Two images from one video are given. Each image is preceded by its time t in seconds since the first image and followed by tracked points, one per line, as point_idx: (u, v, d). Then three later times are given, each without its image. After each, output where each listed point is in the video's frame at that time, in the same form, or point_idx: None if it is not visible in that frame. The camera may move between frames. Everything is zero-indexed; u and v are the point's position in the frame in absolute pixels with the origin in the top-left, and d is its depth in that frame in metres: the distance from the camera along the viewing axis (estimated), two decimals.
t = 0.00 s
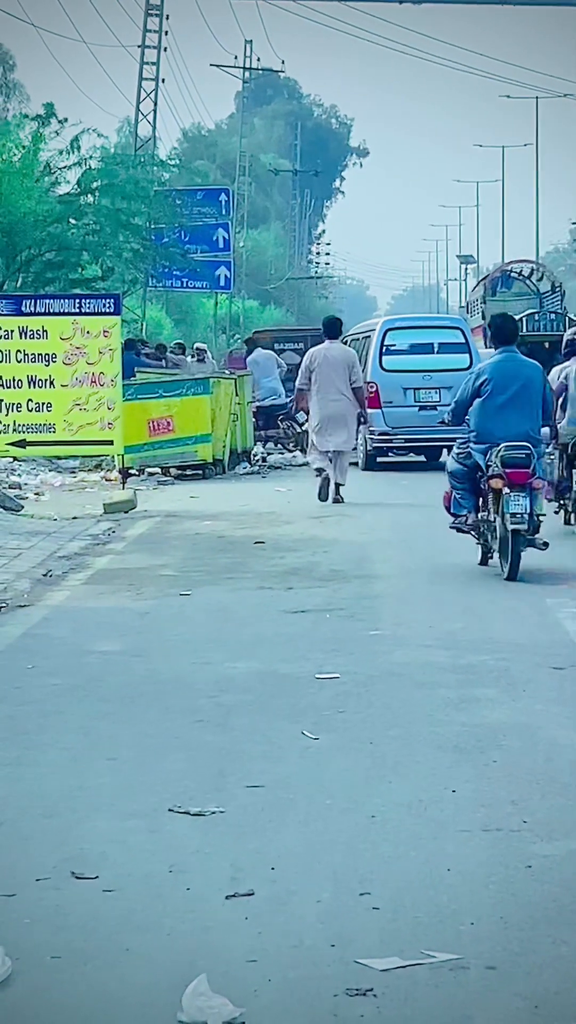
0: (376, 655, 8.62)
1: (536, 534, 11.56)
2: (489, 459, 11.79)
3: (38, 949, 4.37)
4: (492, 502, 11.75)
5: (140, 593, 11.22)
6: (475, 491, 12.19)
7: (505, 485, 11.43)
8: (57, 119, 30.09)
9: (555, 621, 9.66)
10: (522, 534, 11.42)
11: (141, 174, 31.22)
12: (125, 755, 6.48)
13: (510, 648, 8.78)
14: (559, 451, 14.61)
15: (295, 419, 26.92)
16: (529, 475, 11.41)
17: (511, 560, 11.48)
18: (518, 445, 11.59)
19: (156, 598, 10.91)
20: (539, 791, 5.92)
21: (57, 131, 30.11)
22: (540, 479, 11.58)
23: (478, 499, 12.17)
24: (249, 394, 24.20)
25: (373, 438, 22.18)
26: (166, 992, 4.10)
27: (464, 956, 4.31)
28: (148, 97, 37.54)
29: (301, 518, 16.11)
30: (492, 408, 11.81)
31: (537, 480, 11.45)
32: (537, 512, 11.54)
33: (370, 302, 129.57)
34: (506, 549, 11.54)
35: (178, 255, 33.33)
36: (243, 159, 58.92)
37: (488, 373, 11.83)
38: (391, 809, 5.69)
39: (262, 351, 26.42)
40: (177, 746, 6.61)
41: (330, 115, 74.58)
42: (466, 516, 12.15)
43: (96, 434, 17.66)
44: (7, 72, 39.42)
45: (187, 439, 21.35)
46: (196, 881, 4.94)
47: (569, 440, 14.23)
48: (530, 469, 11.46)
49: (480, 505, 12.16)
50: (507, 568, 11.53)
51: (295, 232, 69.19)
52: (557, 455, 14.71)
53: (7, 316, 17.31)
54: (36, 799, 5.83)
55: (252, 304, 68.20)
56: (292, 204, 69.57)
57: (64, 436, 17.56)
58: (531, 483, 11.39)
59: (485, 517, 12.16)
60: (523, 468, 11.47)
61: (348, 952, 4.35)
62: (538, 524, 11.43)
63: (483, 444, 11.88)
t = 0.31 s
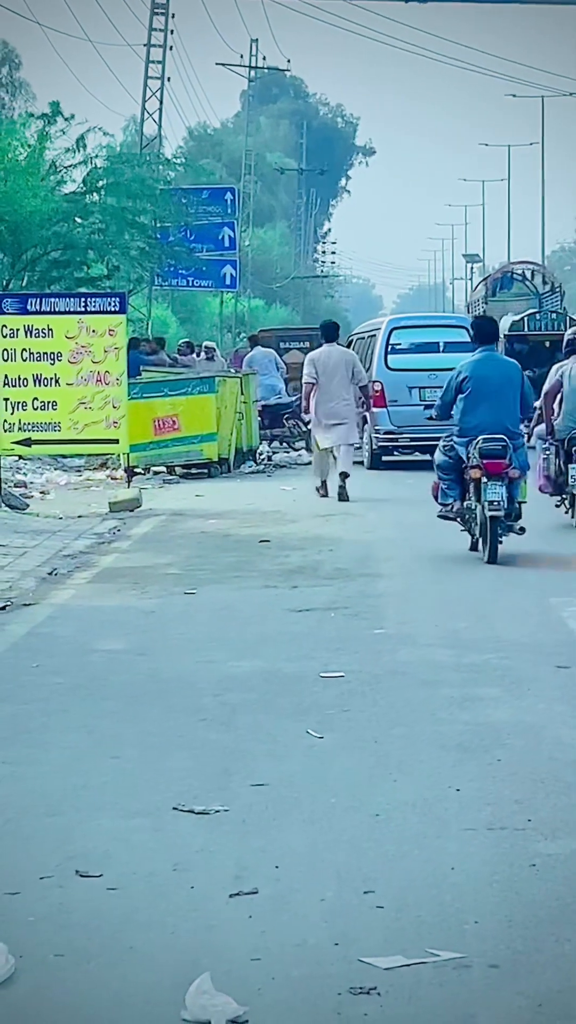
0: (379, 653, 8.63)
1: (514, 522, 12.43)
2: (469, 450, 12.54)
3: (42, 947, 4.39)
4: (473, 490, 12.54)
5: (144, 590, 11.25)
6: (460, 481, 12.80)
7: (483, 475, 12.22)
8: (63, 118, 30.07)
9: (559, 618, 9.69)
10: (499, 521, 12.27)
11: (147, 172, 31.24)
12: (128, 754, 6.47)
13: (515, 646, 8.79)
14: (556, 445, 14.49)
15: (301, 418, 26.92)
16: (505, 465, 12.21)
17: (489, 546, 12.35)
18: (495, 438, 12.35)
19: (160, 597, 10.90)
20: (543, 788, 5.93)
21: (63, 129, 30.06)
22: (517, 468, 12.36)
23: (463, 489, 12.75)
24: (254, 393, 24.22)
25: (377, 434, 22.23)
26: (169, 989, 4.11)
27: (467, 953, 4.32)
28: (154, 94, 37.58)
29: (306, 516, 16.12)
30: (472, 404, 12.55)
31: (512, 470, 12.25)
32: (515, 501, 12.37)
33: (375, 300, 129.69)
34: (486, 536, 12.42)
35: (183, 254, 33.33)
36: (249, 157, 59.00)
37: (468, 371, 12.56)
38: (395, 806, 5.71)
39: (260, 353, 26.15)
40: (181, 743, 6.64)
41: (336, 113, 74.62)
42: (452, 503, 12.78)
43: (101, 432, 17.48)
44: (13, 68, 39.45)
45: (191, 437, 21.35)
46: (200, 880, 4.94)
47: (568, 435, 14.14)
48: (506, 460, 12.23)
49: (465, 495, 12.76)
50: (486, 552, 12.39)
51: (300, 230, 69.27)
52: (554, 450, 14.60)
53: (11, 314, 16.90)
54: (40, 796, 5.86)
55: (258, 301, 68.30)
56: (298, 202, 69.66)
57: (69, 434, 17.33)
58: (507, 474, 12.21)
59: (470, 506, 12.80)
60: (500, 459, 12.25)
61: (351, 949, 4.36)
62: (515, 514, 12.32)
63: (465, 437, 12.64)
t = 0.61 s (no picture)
0: (385, 651, 8.63)
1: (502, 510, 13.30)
2: (458, 441, 13.37)
3: (47, 944, 4.38)
4: (462, 480, 13.37)
5: (150, 588, 11.26)
6: (451, 469, 13.68)
7: (471, 465, 13.05)
8: (69, 115, 30.08)
9: (565, 616, 9.69)
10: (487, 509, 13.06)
11: (153, 170, 31.26)
12: (135, 753, 6.46)
13: (521, 644, 8.78)
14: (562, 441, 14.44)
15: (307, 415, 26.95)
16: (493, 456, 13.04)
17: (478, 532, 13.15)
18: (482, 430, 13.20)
19: (166, 594, 10.90)
20: (549, 786, 5.93)
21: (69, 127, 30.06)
22: (504, 458, 13.24)
23: (454, 478, 13.63)
24: (260, 391, 24.22)
25: (383, 432, 22.39)
26: (175, 986, 4.10)
27: (473, 950, 4.32)
28: (159, 92, 37.57)
29: (313, 513, 16.14)
30: (461, 398, 13.42)
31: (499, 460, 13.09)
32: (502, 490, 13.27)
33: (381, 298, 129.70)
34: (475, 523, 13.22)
35: (189, 252, 33.33)
36: (254, 155, 59.01)
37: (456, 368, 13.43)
38: (400, 803, 5.71)
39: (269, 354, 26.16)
40: (188, 740, 6.65)
41: (342, 111, 74.62)
42: (444, 490, 13.66)
43: (106, 431, 17.36)
44: (19, 66, 39.47)
45: (197, 435, 21.33)
46: (206, 877, 4.94)
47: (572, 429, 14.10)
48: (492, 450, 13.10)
49: (456, 482, 13.64)
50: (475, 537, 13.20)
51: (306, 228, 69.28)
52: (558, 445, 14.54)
53: (17, 313, 16.98)
54: (46, 793, 5.87)
55: (264, 299, 68.31)
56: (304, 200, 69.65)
57: (74, 433, 17.25)
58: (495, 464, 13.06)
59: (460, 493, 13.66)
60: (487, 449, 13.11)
61: (357, 946, 4.36)
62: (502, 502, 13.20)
63: (455, 430, 13.48)
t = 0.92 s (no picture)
0: (389, 649, 8.61)
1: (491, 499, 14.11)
2: (449, 434, 14.11)
3: (52, 942, 4.38)
4: (453, 470, 14.16)
5: (155, 586, 11.25)
6: (441, 460, 14.49)
7: (461, 456, 13.82)
8: (75, 114, 30.09)
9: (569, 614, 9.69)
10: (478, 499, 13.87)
11: (158, 168, 31.27)
12: (139, 750, 6.47)
13: (525, 641, 8.77)
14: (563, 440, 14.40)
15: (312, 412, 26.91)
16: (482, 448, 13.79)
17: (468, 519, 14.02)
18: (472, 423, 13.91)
19: (172, 591, 10.93)
20: (553, 783, 5.92)
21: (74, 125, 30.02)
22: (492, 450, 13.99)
23: (444, 469, 14.43)
24: (266, 389, 24.22)
25: (389, 430, 22.37)
26: (178, 985, 4.10)
27: (476, 949, 4.31)
28: (164, 91, 37.60)
29: (317, 511, 16.12)
30: (452, 392, 14.12)
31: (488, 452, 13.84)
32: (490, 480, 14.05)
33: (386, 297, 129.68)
34: (465, 511, 14.08)
35: (194, 250, 33.35)
36: (260, 154, 59.00)
37: (448, 364, 14.11)
38: (404, 801, 5.71)
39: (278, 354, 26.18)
40: (192, 739, 6.63)
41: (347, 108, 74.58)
42: (437, 480, 14.47)
43: (111, 430, 17.41)
44: (23, 64, 39.49)
45: (202, 433, 21.32)
46: (210, 873, 4.95)
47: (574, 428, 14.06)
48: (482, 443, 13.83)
49: (447, 473, 14.45)
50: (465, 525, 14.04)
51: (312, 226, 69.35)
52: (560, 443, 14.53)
53: (22, 312, 16.93)
54: (50, 790, 5.88)
55: (269, 298, 68.26)
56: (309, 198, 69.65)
57: (79, 431, 17.30)
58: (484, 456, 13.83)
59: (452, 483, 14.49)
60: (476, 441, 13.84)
61: (360, 944, 4.35)
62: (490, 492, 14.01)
63: (446, 423, 14.22)
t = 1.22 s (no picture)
0: (393, 646, 8.61)
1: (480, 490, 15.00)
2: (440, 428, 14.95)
3: (56, 940, 4.39)
4: (444, 461, 14.99)
5: (159, 584, 11.24)
6: (434, 452, 15.35)
7: (452, 448, 14.65)
8: (78, 113, 30.10)
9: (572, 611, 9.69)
10: (466, 488, 14.67)
11: (160, 166, 31.27)
12: (142, 750, 6.45)
13: (529, 638, 8.78)
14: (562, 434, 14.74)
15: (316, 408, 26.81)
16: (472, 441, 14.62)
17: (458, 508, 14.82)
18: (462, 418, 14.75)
19: (175, 590, 10.94)
20: (556, 780, 5.93)
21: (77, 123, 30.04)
22: (481, 443, 14.83)
23: (436, 461, 15.28)
24: (268, 386, 24.21)
25: (392, 429, 22.35)
26: (182, 981, 4.11)
27: (480, 945, 4.32)
28: (167, 89, 37.61)
29: (320, 509, 16.12)
30: (444, 388, 14.92)
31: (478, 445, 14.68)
32: (478, 471, 14.93)
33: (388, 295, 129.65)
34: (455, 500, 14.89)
35: (197, 248, 33.31)
36: (263, 151, 59.07)
37: (440, 361, 14.89)
38: (407, 799, 5.71)
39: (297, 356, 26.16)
40: (195, 737, 6.63)
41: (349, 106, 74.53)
42: (430, 472, 15.34)
43: (114, 427, 17.41)
44: (26, 63, 39.51)
45: (206, 431, 21.41)
46: (213, 872, 4.95)
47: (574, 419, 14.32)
48: (471, 435, 14.67)
49: (438, 464, 15.28)
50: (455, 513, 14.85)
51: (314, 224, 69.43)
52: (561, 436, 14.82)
53: (25, 309, 16.84)
54: (54, 788, 5.88)
55: (272, 296, 68.26)
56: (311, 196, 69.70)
57: (83, 429, 17.29)
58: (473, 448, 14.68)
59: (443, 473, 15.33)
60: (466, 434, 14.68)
61: (363, 941, 4.36)
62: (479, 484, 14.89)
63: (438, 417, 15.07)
